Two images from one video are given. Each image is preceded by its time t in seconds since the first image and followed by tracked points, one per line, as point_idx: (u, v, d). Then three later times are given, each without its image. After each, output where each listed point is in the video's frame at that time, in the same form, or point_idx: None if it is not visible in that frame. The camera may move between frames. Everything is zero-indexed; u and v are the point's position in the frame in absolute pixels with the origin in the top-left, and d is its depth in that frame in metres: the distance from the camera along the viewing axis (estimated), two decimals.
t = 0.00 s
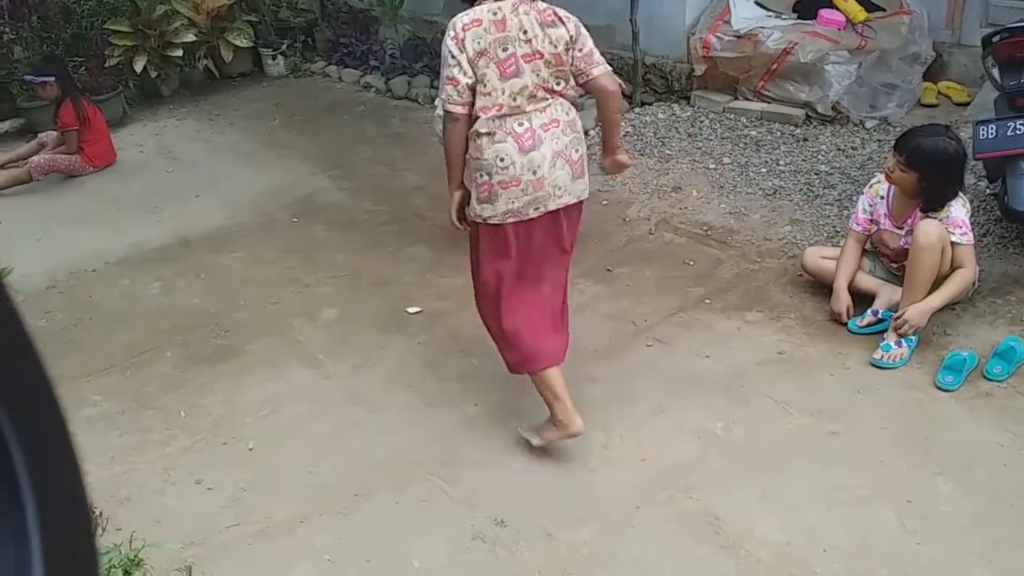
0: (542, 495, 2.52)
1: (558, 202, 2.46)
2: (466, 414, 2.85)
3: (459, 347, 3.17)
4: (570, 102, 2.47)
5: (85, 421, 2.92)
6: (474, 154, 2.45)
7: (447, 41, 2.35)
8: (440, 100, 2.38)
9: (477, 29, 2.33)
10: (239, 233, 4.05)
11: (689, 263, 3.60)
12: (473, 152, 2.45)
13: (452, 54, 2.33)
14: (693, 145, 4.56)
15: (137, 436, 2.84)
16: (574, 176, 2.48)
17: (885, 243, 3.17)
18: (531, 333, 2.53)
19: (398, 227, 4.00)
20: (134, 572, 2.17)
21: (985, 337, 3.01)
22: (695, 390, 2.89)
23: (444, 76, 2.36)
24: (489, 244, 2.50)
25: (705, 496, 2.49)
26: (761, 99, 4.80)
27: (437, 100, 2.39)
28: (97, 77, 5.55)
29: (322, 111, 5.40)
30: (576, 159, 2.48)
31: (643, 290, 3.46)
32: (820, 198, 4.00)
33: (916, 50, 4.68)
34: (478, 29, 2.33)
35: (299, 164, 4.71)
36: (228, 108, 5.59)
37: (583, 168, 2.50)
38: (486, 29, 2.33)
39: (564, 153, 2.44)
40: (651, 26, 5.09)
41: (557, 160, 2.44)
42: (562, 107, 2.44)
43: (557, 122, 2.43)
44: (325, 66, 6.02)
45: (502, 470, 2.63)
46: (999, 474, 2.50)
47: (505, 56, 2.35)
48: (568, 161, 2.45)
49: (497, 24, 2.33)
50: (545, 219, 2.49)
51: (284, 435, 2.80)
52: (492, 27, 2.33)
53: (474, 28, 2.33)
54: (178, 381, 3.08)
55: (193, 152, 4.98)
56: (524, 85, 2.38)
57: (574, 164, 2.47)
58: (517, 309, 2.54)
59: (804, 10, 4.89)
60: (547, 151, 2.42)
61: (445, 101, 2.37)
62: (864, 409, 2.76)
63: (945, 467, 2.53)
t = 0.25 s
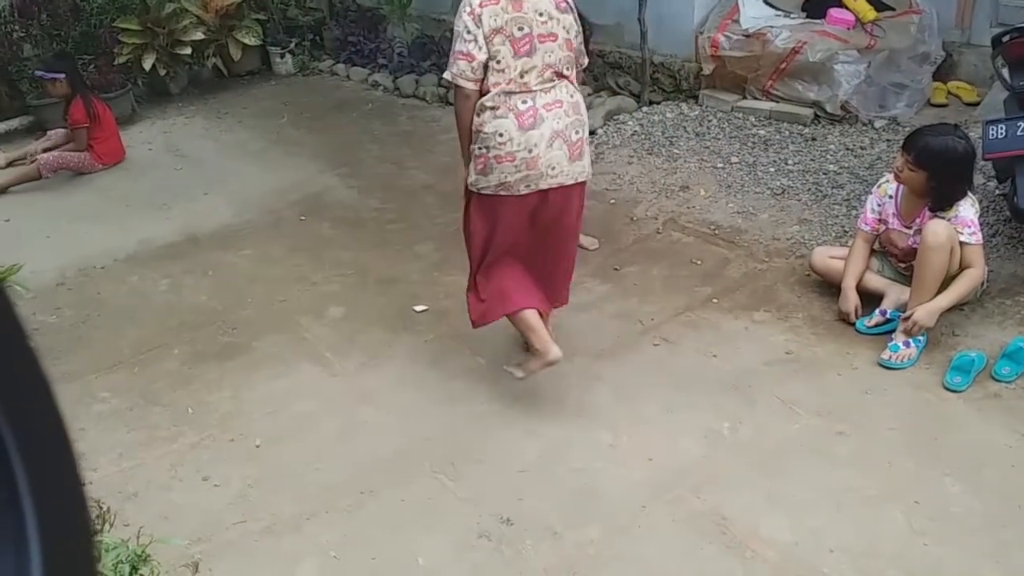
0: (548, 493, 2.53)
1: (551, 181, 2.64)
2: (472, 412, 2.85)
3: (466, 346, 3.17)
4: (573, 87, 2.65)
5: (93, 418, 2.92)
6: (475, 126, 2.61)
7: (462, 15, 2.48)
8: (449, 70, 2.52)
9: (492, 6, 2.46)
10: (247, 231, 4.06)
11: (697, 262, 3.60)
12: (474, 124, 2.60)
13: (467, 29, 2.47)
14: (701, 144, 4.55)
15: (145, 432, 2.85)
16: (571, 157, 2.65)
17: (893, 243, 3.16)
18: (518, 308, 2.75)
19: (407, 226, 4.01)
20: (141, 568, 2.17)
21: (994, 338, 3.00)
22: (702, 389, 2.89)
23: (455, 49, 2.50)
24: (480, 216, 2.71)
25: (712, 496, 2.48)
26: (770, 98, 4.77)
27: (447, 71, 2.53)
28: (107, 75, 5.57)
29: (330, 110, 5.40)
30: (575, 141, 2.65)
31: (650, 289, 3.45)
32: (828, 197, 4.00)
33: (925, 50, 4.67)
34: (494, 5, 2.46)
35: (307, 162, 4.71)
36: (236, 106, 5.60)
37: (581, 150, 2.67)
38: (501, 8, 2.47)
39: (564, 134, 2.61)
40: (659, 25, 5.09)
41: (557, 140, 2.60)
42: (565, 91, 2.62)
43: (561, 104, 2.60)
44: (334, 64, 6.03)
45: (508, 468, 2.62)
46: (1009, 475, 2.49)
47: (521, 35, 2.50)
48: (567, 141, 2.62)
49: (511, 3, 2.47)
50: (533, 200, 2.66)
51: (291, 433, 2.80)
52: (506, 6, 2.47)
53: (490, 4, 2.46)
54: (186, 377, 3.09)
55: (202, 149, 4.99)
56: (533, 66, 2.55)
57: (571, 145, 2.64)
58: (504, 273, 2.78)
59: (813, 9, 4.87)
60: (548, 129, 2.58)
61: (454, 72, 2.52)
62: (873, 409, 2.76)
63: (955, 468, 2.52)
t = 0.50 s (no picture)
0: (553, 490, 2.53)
1: (547, 165, 2.76)
2: (477, 410, 2.85)
3: (471, 344, 3.17)
4: (569, 72, 2.76)
5: (98, 414, 2.93)
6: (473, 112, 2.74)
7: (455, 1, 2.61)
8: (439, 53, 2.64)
9: None
10: (252, 228, 4.06)
11: (702, 261, 3.59)
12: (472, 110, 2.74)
13: (459, 14, 2.60)
14: (707, 143, 4.54)
15: (150, 429, 2.85)
16: (567, 142, 2.77)
17: (898, 242, 3.15)
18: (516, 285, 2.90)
19: (412, 223, 4.01)
20: (146, 563, 2.18)
21: (1000, 338, 2.99)
22: (707, 388, 2.89)
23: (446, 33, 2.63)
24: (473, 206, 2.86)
25: (717, 495, 2.48)
26: (776, 96, 4.77)
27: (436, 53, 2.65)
28: (113, 72, 5.58)
29: (335, 107, 5.41)
30: (571, 125, 2.77)
31: (656, 287, 3.45)
32: (834, 196, 3.99)
33: (933, 48, 4.65)
34: None
35: (312, 159, 4.72)
36: (242, 103, 5.60)
37: (577, 134, 2.78)
38: None
39: (559, 119, 2.73)
40: (665, 23, 5.08)
41: (552, 124, 2.73)
42: (561, 77, 2.73)
43: (555, 90, 2.72)
44: (339, 62, 6.04)
45: (513, 465, 2.62)
46: (1015, 475, 2.48)
47: (513, 23, 2.62)
48: (562, 126, 2.74)
49: None
50: (531, 182, 2.78)
51: (296, 430, 2.80)
52: None
53: None
54: (192, 374, 3.09)
55: (207, 146, 4.99)
56: (526, 53, 2.67)
57: (567, 130, 2.76)
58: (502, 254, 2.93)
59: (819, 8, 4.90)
60: (544, 115, 2.71)
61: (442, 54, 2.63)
62: (878, 408, 2.75)
63: (961, 467, 2.51)
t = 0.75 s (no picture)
0: (556, 488, 2.53)
1: (528, 147, 2.81)
2: (482, 408, 2.85)
3: (476, 342, 3.17)
4: (555, 61, 2.82)
5: (105, 411, 2.94)
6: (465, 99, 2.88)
7: None
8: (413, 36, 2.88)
9: None
10: (258, 226, 4.07)
11: (707, 260, 3.59)
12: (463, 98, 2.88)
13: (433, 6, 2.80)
14: (712, 142, 4.54)
15: (156, 426, 2.86)
16: (551, 127, 2.82)
17: (903, 241, 3.15)
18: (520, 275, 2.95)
19: (417, 222, 4.01)
20: (152, 559, 2.18)
21: (1006, 338, 2.99)
22: (711, 386, 2.89)
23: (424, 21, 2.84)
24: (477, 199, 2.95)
25: (720, 493, 2.48)
26: (782, 96, 4.77)
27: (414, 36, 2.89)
28: (120, 71, 5.59)
29: (340, 106, 5.42)
30: (555, 112, 2.82)
31: (660, 286, 3.45)
32: (840, 195, 3.99)
33: (939, 48, 4.62)
34: None
35: (317, 158, 4.73)
36: (248, 102, 5.61)
37: (562, 120, 2.83)
38: None
39: (541, 105, 2.80)
40: (670, 19, 5.11)
41: (533, 110, 2.80)
42: (544, 65, 2.80)
43: (538, 77, 2.79)
44: (345, 61, 6.05)
45: (518, 462, 2.63)
46: (1018, 474, 2.48)
47: (490, 19, 2.75)
48: (544, 112, 2.80)
49: None
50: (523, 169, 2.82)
51: (302, 427, 2.81)
52: None
53: None
54: (197, 371, 3.10)
55: (213, 145, 5.01)
56: (504, 45, 2.78)
57: (551, 115, 2.81)
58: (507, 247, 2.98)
59: (826, 6, 4.85)
60: (523, 101, 2.79)
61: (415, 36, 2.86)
62: (882, 407, 2.75)
63: (964, 467, 2.52)
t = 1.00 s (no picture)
0: (559, 486, 2.53)
1: (491, 141, 2.77)
2: (483, 406, 2.86)
3: (478, 340, 3.18)
4: (537, 62, 2.80)
5: (107, 408, 2.95)
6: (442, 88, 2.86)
7: None
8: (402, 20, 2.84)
9: None
10: (260, 224, 4.08)
11: (709, 259, 3.60)
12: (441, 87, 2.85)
13: None
14: (714, 141, 4.54)
15: (158, 423, 2.87)
16: (521, 123, 2.77)
17: (905, 239, 3.15)
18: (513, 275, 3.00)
19: (420, 220, 4.02)
20: (156, 555, 2.19)
21: (1006, 338, 2.99)
22: (713, 385, 2.90)
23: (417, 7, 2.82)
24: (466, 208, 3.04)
25: (721, 492, 2.49)
26: (784, 95, 4.77)
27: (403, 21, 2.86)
28: (122, 69, 5.60)
29: (343, 104, 5.42)
30: (527, 109, 2.77)
31: (662, 285, 3.45)
32: (842, 194, 3.99)
33: (941, 47, 4.64)
34: None
35: (320, 156, 4.73)
36: (250, 99, 5.62)
37: (532, 116, 2.77)
38: None
39: (513, 100, 2.76)
40: (674, 20, 5.08)
41: (504, 105, 2.75)
42: (524, 64, 2.78)
43: (515, 73, 2.77)
44: (347, 59, 6.06)
45: (519, 460, 2.64)
46: (1019, 474, 2.48)
47: (483, 13, 2.74)
48: (516, 107, 2.76)
49: None
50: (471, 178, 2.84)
51: (305, 424, 2.82)
52: None
53: None
54: (200, 369, 3.11)
55: (216, 143, 5.01)
56: (493, 41, 2.76)
57: (522, 111, 2.76)
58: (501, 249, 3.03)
59: (828, 6, 4.86)
60: (495, 96, 2.75)
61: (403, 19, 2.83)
62: (883, 406, 2.76)
63: (965, 466, 2.52)
